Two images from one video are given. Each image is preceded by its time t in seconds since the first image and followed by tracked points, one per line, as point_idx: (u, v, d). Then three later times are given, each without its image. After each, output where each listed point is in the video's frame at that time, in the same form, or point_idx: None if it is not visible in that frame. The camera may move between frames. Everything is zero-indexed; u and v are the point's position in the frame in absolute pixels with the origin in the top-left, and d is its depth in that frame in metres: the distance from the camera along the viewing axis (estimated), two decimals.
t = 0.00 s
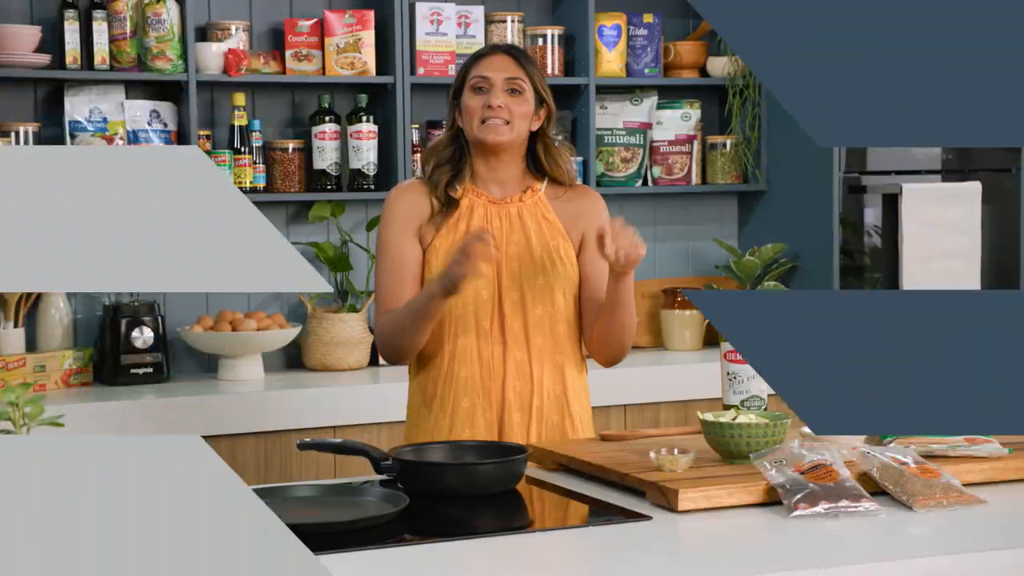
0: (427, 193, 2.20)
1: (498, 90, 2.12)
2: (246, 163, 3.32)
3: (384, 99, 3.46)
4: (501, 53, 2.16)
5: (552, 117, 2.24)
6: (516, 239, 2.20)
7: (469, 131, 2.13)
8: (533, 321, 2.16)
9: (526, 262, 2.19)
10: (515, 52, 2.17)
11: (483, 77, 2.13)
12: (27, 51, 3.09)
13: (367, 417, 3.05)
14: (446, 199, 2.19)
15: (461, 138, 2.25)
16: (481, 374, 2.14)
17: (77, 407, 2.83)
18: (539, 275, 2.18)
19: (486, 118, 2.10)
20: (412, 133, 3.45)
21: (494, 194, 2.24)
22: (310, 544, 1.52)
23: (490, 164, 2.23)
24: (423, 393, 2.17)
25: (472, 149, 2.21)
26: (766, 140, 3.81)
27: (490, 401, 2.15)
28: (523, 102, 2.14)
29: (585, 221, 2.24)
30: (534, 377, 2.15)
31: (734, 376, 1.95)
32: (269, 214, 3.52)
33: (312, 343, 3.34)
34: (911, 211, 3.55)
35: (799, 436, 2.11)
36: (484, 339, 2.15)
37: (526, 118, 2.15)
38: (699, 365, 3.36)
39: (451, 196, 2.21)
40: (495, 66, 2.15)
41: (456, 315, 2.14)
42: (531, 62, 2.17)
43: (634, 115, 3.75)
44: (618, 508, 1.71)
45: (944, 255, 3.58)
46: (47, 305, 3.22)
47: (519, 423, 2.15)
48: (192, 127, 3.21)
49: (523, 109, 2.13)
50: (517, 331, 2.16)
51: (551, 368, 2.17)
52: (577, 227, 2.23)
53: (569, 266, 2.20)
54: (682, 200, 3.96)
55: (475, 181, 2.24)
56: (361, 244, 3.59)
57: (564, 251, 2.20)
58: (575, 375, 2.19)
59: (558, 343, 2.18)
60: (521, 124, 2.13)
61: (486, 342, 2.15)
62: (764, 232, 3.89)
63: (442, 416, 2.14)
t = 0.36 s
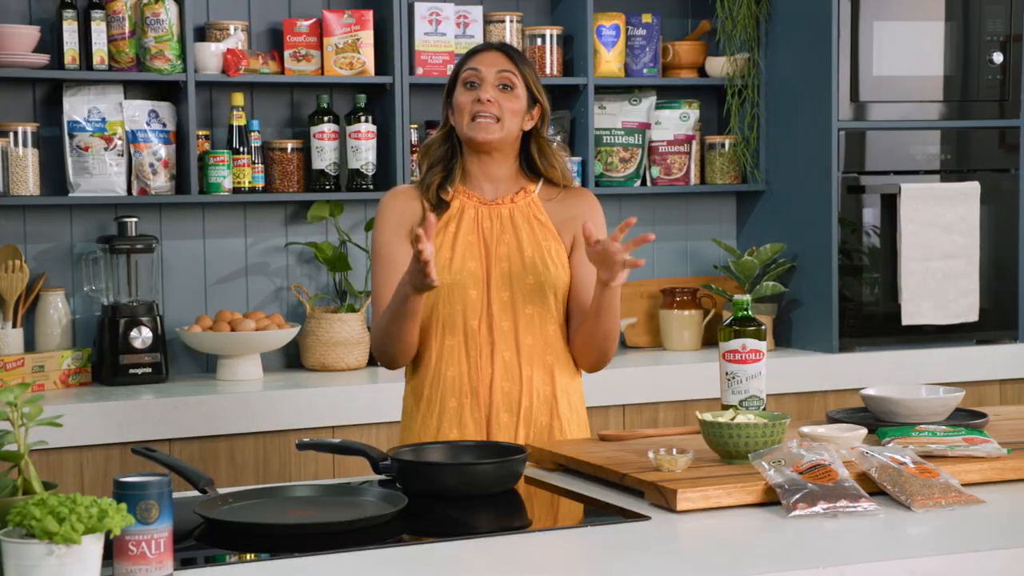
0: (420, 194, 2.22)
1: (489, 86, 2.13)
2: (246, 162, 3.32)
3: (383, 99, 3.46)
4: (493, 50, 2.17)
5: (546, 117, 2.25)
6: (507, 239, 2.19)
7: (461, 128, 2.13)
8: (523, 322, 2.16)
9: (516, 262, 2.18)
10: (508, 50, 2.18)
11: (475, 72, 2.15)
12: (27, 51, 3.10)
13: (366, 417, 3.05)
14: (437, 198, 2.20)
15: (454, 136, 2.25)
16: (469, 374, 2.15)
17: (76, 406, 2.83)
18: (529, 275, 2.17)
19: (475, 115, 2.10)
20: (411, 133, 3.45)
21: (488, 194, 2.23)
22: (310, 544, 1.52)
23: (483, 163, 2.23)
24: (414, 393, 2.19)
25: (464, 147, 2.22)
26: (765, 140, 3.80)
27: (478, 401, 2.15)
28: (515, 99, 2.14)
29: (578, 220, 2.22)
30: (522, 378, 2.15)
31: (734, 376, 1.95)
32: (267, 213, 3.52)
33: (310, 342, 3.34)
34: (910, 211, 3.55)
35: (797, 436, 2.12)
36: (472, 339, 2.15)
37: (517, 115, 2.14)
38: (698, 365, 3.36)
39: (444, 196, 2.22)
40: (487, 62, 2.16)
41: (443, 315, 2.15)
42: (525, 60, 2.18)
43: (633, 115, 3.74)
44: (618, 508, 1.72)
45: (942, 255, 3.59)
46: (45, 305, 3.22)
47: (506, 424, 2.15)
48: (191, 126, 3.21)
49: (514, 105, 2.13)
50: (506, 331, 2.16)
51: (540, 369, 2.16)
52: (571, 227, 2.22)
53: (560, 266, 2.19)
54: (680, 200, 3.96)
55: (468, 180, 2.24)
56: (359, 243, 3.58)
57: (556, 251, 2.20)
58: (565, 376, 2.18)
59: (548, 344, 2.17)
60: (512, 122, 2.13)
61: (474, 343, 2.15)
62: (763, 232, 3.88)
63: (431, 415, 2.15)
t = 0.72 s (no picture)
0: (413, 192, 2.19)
1: (481, 87, 2.08)
2: (243, 163, 3.32)
3: (380, 99, 3.46)
4: (491, 51, 2.13)
5: (543, 119, 2.21)
6: (501, 239, 2.19)
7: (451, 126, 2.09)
8: (517, 323, 2.15)
9: (510, 262, 2.18)
10: (506, 51, 2.14)
11: (470, 72, 2.10)
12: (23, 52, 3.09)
13: (363, 416, 3.05)
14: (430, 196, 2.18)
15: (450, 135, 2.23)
16: (463, 377, 2.12)
17: (73, 407, 2.82)
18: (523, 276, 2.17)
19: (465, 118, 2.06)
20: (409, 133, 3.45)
21: (481, 194, 2.23)
22: (307, 545, 1.52)
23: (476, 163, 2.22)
24: (406, 396, 2.15)
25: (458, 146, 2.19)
26: (763, 141, 3.80)
27: (471, 403, 2.13)
28: (508, 102, 2.10)
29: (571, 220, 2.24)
30: (517, 379, 2.13)
31: (731, 376, 1.95)
32: (264, 213, 3.52)
33: (308, 342, 3.34)
34: (907, 211, 3.55)
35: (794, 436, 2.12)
36: (466, 340, 2.13)
37: (508, 119, 2.10)
38: (696, 366, 3.36)
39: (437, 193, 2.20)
40: (483, 62, 2.13)
41: (438, 315, 2.13)
42: (522, 61, 2.15)
43: (631, 115, 3.73)
44: (615, 508, 1.72)
45: (938, 254, 3.59)
46: (42, 305, 3.22)
47: (500, 426, 2.13)
48: (188, 126, 3.20)
49: (506, 109, 2.09)
50: (500, 332, 2.15)
51: (535, 371, 2.15)
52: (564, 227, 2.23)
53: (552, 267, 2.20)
54: (678, 200, 3.97)
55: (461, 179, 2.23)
56: (356, 243, 3.58)
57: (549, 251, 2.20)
58: (560, 377, 2.17)
59: (542, 345, 2.17)
60: (502, 126, 2.09)
61: (469, 344, 2.13)
62: (759, 233, 3.88)
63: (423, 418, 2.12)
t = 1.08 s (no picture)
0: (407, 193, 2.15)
1: (469, 89, 2.08)
2: (239, 163, 3.32)
3: (376, 99, 3.46)
4: (481, 51, 2.12)
5: (537, 120, 2.18)
6: (498, 241, 2.16)
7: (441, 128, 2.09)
8: (514, 327, 2.14)
9: (507, 265, 2.15)
10: (496, 51, 2.12)
11: (459, 72, 2.09)
12: (19, 52, 3.09)
13: (360, 416, 3.05)
14: (424, 197, 2.14)
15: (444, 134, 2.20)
16: (460, 379, 2.12)
17: (70, 407, 2.82)
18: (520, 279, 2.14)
19: (454, 120, 2.06)
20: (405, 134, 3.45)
21: (475, 195, 2.18)
22: (303, 545, 1.52)
23: (470, 165, 2.17)
24: (403, 397, 2.16)
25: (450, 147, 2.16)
26: (759, 141, 3.80)
27: (467, 405, 2.13)
28: (497, 104, 2.09)
29: (568, 223, 2.19)
30: (514, 382, 2.13)
31: (727, 376, 1.95)
32: (261, 213, 3.52)
33: (305, 342, 3.34)
34: (904, 211, 3.55)
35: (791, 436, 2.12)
36: (463, 343, 2.12)
37: (500, 121, 2.09)
38: (692, 366, 3.36)
39: (432, 193, 2.16)
40: (474, 62, 2.11)
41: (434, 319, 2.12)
42: (513, 62, 2.12)
43: (627, 116, 3.72)
44: (611, 508, 1.72)
45: (934, 254, 3.59)
46: (38, 305, 3.22)
47: (496, 429, 2.13)
48: (184, 126, 3.20)
49: (495, 111, 2.08)
50: (497, 334, 2.14)
51: (532, 374, 2.15)
52: (562, 229, 2.19)
53: (550, 269, 2.16)
54: (674, 200, 3.97)
55: (456, 180, 2.19)
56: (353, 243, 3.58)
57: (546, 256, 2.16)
58: (556, 380, 2.17)
59: (538, 350, 2.15)
60: (492, 127, 2.08)
61: (465, 347, 2.12)
62: (755, 233, 3.88)
63: (420, 419, 2.13)
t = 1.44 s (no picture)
0: (404, 191, 2.13)
1: (462, 95, 2.03)
2: (234, 163, 3.31)
3: (372, 99, 3.46)
4: (471, 56, 2.05)
5: (531, 116, 2.13)
6: (496, 238, 2.10)
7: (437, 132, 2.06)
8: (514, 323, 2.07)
9: (505, 262, 2.09)
10: (486, 53, 2.06)
11: (451, 78, 2.05)
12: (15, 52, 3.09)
13: (356, 416, 3.05)
14: (422, 196, 2.12)
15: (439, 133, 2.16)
16: (459, 377, 2.06)
17: (65, 407, 2.82)
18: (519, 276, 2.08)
19: (449, 126, 2.03)
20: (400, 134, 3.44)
21: (473, 192, 2.14)
22: (299, 547, 1.52)
23: (467, 164, 2.13)
24: (402, 393, 2.11)
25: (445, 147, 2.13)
26: (754, 141, 3.80)
27: (467, 402, 2.08)
28: (491, 107, 2.04)
29: (567, 220, 2.15)
30: (513, 380, 2.07)
31: (723, 376, 1.95)
32: (255, 213, 3.52)
33: (300, 343, 3.34)
34: (899, 211, 3.56)
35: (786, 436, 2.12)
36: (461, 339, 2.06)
37: (494, 124, 2.05)
38: (688, 366, 3.36)
39: (430, 190, 2.14)
40: (465, 66, 2.05)
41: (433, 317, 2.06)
42: (504, 61, 2.06)
43: (622, 116, 3.74)
44: (607, 509, 1.72)
45: (929, 254, 3.60)
46: (33, 305, 3.22)
47: (494, 427, 2.08)
48: (179, 126, 3.20)
49: (489, 115, 2.04)
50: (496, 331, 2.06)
51: (531, 371, 2.08)
52: (560, 226, 2.15)
53: (549, 266, 2.11)
54: (670, 200, 3.96)
55: (453, 178, 2.15)
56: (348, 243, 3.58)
57: (545, 253, 2.11)
58: (556, 377, 2.11)
59: (537, 347, 2.09)
60: (488, 131, 2.05)
61: (465, 346, 2.06)
62: (750, 232, 3.88)
63: (419, 416, 2.08)
